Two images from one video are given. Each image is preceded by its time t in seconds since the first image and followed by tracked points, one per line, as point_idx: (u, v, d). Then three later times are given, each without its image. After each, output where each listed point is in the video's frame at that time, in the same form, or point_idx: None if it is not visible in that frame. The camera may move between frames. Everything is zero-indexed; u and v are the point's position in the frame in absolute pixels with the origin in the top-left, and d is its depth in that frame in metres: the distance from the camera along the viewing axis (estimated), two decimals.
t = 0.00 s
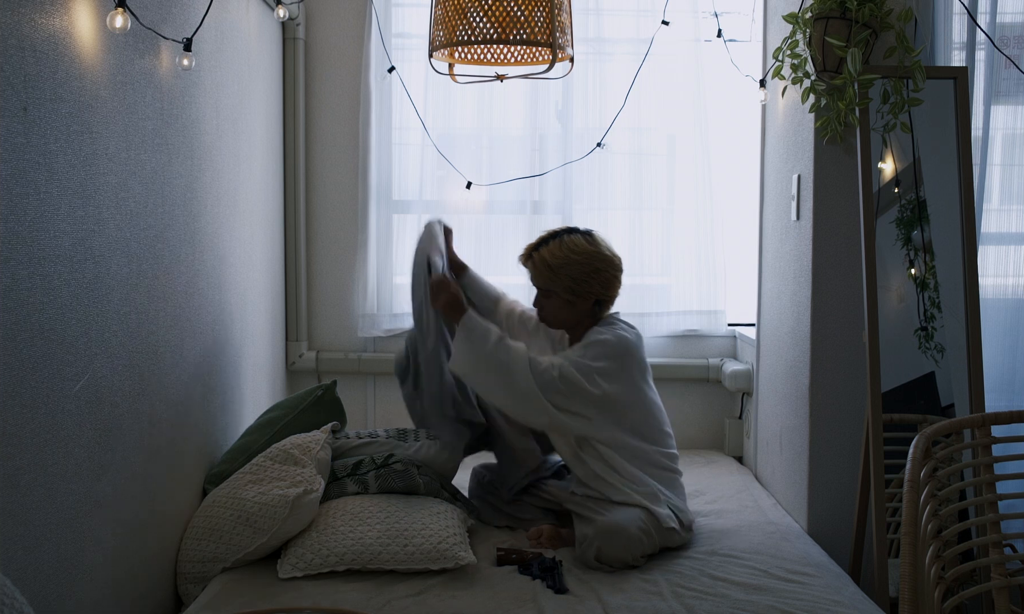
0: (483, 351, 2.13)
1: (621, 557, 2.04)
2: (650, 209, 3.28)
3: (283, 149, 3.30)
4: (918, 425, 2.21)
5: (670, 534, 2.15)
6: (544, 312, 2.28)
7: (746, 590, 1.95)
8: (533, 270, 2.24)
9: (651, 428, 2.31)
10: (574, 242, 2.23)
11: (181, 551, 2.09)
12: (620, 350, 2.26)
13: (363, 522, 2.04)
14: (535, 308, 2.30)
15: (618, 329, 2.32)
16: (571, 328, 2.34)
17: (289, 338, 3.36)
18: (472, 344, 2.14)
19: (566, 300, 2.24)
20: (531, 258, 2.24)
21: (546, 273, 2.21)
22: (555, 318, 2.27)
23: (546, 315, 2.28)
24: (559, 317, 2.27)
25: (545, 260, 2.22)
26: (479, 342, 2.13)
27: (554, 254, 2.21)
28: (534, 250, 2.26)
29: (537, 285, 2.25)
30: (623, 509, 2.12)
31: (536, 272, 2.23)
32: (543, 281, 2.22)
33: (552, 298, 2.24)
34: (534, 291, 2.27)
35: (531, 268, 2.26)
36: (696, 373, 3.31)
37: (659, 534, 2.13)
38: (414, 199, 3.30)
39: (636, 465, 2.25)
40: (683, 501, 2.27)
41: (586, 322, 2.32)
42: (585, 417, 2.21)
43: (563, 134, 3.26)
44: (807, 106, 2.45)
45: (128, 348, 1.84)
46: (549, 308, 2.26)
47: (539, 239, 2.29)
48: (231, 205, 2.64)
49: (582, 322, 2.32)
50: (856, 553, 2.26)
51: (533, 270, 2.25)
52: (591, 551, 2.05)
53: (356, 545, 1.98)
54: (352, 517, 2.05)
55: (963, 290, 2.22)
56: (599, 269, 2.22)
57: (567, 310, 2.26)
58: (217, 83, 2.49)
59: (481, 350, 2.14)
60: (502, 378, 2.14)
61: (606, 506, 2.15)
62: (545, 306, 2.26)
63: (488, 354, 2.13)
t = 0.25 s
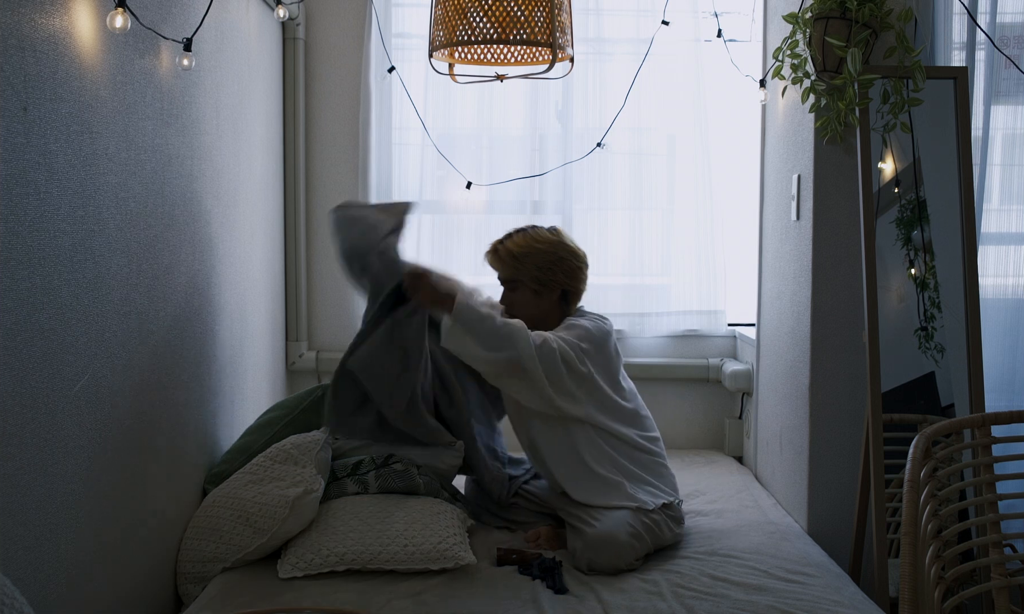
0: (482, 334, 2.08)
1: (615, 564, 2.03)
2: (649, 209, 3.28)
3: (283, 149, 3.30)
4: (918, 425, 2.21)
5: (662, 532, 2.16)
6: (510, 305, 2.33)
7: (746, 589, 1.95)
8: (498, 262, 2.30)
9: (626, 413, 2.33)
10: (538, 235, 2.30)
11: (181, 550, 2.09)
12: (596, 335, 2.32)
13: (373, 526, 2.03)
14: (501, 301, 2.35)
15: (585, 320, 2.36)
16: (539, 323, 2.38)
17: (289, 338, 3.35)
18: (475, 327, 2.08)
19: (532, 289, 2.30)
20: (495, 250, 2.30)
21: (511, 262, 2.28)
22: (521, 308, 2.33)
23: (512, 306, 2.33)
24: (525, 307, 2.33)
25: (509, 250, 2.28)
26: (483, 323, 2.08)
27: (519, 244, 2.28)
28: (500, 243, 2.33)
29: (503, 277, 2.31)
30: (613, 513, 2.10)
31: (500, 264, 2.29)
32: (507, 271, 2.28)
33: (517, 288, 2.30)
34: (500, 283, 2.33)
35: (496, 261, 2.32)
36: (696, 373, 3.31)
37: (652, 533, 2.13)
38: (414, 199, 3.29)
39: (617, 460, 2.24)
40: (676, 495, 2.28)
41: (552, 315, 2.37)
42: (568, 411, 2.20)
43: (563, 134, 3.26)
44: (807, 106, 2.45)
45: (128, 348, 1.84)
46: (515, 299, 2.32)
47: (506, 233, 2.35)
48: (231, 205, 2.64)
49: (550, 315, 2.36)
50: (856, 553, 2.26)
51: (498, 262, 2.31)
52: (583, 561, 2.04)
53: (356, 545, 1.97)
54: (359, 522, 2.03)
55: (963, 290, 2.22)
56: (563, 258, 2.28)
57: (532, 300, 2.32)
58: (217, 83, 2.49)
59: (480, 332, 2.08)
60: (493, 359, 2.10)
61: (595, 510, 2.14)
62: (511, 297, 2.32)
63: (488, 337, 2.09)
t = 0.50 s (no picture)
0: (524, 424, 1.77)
1: (617, 567, 2.03)
2: (649, 209, 3.28)
3: (283, 149, 3.30)
4: (918, 425, 2.21)
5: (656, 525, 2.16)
6: (474, 311, 2.15)
7: (746, 590, 1.95)
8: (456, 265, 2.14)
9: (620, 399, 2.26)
10: (496, 233, 2.13)
11: (180, 551, 2.09)
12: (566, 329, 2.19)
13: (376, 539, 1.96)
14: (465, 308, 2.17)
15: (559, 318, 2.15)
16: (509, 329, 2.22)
17: (289, 338, 3.36)
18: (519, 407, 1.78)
19: (493, 291, 2.12)
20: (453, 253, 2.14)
21: (468, 263, 2.10)
22: (486, 314, 2.14)
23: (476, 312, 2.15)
24: (489, 313, 2.14)
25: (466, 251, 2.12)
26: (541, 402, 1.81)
27: (475, 244, 2.11)
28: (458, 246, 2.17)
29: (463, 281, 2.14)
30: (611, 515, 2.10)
31: (459, 267, 2.13)
32: (466, 275, 2.11)
33: (478, 291, 2.12)
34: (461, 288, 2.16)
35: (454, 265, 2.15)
36: (696, 373, 3.31)
37: (650, 530, 2.15)
38: (414, 199, 3.29)
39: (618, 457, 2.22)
40: (668, 484, 2.26)
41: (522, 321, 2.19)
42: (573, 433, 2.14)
43: (563, 134, 3.26)
44: (807, 106, 2.45)
45: (128, 349, 1.84)
46: (478, 304, 2.14)
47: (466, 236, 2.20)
48: (230, 205, 2.64)
49: (519, 321, 2.18)
50: (856, 553, 2.26)
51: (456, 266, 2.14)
52: (584, 566, 2.04)
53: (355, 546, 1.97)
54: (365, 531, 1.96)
55: (963, 290, 2.22)
56: (522, 257, 2.10)
57: (495, 304, 2.13)
58: (217, 83, 2.49)
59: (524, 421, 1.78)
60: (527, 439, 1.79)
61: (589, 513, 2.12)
62: (474, 302, 2.14)
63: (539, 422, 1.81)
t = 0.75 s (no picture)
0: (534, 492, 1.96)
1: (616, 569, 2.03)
2: (649, 209, 3.28)
3: (284, 149, 3.30)
4: (918, 425, 2.21)
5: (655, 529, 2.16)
6: (458, 334, 2.15)
7: (746, 590, 1.95)
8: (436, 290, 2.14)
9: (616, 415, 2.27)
10: (474, 255, 2.13)
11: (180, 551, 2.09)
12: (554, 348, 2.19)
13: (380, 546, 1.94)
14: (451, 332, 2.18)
15: (545, 338, 2.17)
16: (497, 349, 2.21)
17: (289, 337, 3.36)
18: (534, 476, 1.97)
19: (474, 314, 2.12)
20: (433, 279, 2.16)
21: (447, 288, 2.11)
22: (471, 336, 2.14)
23: (462, 335, 2.15)
24: (474, 335, 2.14)
25: (444, 275, 2.13)
26: (547, 471, 1.98)
27: (453, 267, 2.12)
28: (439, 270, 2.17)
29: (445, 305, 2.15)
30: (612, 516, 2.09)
31: (439, 293, 2.14)
32: (446, 299, 2.12)
33: (460, 314, 2.13)
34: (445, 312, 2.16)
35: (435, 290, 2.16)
36: (696, 373, 3.31)
37: (647, 533, 2.14)
38: (414, 199, 3.29)
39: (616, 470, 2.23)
40: (666, 486, 2.25)
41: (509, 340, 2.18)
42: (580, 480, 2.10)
43: (563, 134, 3.26)
44: (807, 106, 2.45)
45: (128, 348, 1.84)
46: (462, 327, 2.14)
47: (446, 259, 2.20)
48: (231, 205, 2.63)
49: (504, 339, 2.17)
50: (856, 553, 2.26)
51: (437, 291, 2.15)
52: (581, 570, 2.04)
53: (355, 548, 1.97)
54: (369, 541, 1.94)
55: (963, 290, 2.22)
56: (499, 277, 2.10)
57: (478, 325, 2.13)
58: (217, 83, 2.49)
59: (535, 490, 1.96)
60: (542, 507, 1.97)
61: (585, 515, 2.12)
62: (458, 325, 2.14)
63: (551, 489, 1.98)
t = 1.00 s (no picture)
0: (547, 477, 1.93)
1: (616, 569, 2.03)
2: (649, 209, 3.28)
3: (284, 149, 3.30)
4: (918, 425, 2.21)
5: (658, 532, 2.16)
6: (480, 333, 2.15)
7: (746, 590, 1.95)
8: (464, 288, 2.13)
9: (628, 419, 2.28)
10: (504, 254, 2.13)
11: (180, 552, 2.09)
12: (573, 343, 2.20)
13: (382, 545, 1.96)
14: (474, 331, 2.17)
15: (566, 341, 2.18)
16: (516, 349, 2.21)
17: (289, 338, 3.36)
18: (550, 464, 1.94)
19: (500, 314, 2.11)
20: (460, 275, 2.15)
21: (476, 286, 2.10)
22: (494, 336, 2.14)
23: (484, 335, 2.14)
24: (498, 335, 2.13)
25: (474, 274, 2.12)
26: (564, 454, 1.95)
27: (483, 266, 2.11)
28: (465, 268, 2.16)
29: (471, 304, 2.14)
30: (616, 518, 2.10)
31: (466, 289, 2.13)
32: (473, 296, 2.11)
33: (486, 314, 2.12)
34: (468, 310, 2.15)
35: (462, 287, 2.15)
36: (696, 373, 3.31)
37: (652, 536, 2.14)
38: (414, 199, 3.29)
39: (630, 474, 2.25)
40: (674, 494, 2.27)
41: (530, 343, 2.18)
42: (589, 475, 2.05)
43: (563, 134, 3.26)
44: (807, 106, 2.45)
45: (128, 348, 1.84)
46: (485, 327, 2.13)
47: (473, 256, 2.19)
48: (230, 205, 2.63)
49: (526, 341, 2.16)
50: (856, 553, 2.26)
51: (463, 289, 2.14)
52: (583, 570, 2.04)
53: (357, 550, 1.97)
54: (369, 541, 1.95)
55: (963, 290, 2.22)
56: (529, 279, 2.10)
57: (502, 326, 2.13)
58: (217, 83, 2.49)
59: (547, 476, 1.93)
60: (557, 494, 1.94)
61: (594, 514, 2.13)
62: (482, 325, 2.14)
63: (567, 475, 1.95)
